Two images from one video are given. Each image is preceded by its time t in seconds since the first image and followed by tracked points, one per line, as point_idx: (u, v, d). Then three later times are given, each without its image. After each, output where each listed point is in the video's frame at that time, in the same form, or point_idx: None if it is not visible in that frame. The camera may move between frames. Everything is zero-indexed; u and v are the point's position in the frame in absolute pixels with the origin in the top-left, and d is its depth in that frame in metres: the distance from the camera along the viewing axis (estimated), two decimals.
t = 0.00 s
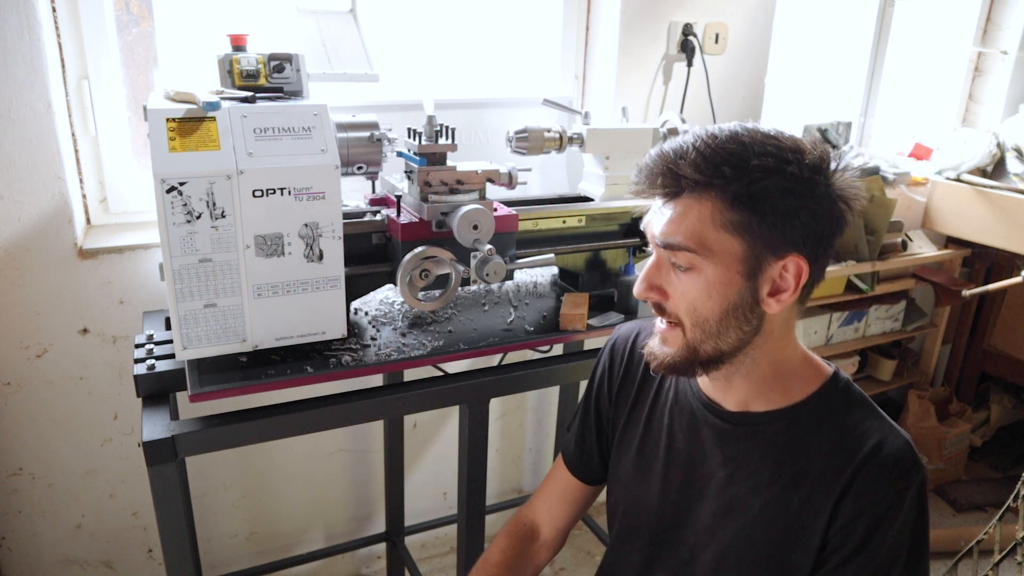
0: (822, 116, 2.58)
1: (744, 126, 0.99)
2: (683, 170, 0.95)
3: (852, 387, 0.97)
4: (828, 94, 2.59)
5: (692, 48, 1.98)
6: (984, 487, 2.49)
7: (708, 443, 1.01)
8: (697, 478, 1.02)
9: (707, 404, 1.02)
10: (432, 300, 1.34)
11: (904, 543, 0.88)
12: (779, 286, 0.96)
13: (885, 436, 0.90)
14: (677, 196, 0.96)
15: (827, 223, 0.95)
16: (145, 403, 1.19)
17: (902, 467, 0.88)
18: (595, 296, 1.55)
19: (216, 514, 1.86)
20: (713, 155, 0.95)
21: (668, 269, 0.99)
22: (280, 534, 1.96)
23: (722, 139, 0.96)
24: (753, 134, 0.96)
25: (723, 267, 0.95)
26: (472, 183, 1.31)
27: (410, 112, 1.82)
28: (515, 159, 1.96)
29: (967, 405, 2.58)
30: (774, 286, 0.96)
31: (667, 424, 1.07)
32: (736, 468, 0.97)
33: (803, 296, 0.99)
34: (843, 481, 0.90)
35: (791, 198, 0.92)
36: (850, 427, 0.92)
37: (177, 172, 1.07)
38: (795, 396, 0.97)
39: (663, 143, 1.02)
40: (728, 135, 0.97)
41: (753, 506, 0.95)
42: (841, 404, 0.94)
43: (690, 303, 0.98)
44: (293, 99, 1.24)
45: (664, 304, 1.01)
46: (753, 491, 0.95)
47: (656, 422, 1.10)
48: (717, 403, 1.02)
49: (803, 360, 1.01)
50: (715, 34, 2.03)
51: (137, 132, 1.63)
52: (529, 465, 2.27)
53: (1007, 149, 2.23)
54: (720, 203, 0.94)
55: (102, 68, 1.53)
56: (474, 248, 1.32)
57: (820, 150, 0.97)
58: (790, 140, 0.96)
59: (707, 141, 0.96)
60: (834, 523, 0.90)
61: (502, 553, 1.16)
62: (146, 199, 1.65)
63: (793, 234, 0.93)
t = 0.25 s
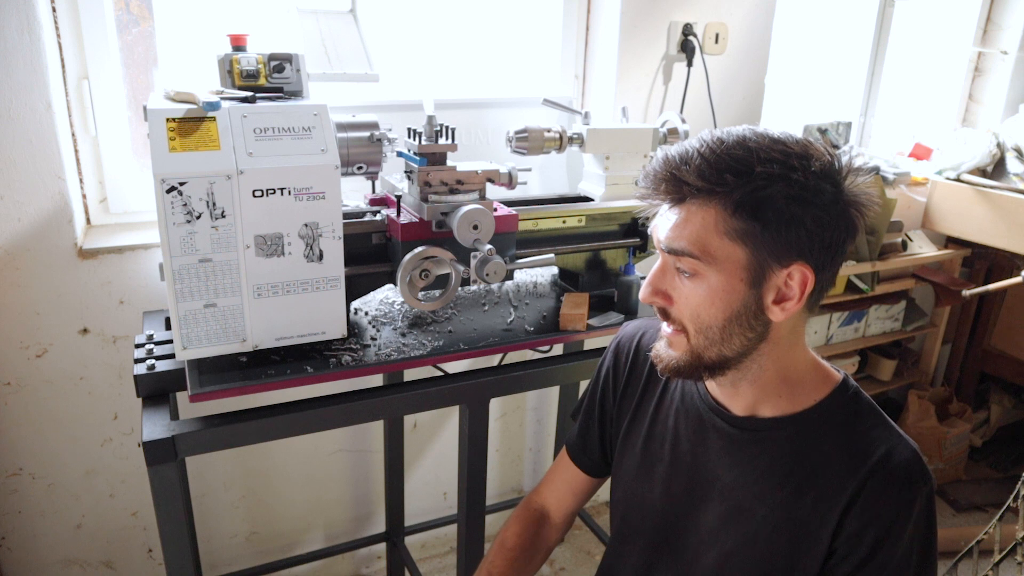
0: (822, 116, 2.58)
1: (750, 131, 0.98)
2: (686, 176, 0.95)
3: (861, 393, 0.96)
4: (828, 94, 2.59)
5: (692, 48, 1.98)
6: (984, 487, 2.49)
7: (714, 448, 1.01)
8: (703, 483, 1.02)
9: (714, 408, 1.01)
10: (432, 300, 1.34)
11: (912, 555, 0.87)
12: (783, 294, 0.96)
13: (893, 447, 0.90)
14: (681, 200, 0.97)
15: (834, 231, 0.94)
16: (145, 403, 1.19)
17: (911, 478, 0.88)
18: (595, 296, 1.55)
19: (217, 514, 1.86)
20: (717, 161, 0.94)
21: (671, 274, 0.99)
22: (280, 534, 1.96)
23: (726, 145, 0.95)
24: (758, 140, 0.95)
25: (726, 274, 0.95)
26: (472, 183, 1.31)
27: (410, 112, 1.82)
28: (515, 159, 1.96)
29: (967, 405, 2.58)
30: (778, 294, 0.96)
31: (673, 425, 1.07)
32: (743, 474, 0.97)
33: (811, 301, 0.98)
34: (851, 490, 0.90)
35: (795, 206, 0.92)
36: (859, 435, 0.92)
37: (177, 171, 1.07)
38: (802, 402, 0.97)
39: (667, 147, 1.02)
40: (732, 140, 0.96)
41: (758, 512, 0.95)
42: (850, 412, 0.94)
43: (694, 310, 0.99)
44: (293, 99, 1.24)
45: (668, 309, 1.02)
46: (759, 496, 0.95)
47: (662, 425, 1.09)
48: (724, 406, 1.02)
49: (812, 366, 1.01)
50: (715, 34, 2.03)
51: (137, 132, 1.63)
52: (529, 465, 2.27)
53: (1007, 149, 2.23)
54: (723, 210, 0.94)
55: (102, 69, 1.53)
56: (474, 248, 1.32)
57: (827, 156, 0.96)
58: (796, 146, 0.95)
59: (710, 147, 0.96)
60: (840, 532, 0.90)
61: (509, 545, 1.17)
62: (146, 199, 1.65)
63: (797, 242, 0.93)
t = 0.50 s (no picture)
0: (822, 116, 2.58)
1: (752, 134, 0.98)
2: (684, 177, 0.96)
3: (863, 396, 0.96)
4: (828, 94, 2.59)
5: (692, 48, 1.98)
6: (984, 487, 2.50)
7: (715, 450, 1.01)
8: (703, 486, 1.02)
9: (716, 411, 1.01)
10: (432, 300, 1.34)
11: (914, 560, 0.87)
12: (780, 298, 0.96)
13: (895, 451, 0.90)
14: (679, 201, 0.97)
15: (834, 236, 0.93)
16: (145, 403, 1.19)
17: (912, 483, 0.88)
18: (595, 296, 1.55)
19: (217, 514, 1.86)
20: (715, 163, 0.95)
21: (669, 274, 0.99)
22: (280, 534, 1.96)
23: (726, 147, 0.95)
24: (759, 142, 0.95)
25: (722, 276, 0.95)
26: (472, 183, 1.31)
27: (410, 112, 1.82)
28: (515, 159, 1.96)
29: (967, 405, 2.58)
30: (775, 298, 0.96)
31: (673, 425, 1.07)
32: (743, 477, 0.97)
33: (813, 306, 0.98)
34: (852, 495, 0.90)
35: (793, 210, 0.91)
36: (860, 440, 0.92)
37: (176, 172, 1.07)
38: (803, 405, 0.97)
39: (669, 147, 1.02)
40: (733, 142, 0.96)
41: (759, 516, 0.95)
42: (851, 415, 0.94)
43: (690, 311, 0.99)
44: (293, 100, 1.24)
45: (666, 310, 1.02)
46: (759, 500, 0.95)
47: (661, 426, 1.09)
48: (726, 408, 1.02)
49: (815, 369, 1.01)
50: (715, 34, 2.03)
51: (137, 132, 1.63)
52: (529, 465, 2.27)
53: (1007, 149, 2.23)
54: (720, 212, 0.94)
55: (102, 69, 1.53)
56: (474, 248, 1.32)
57: (829, 160, 0.95)
58: (797, 149, 0.94)
59: (710, 148, 0.96)
60: (842, 537, 0.90)
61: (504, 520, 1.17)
62: (146, 199, 1.65)
63: (795, 246, 0.92)
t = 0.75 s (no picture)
0: (822, 116, 2.58)
1: (751, 135, 0.97)
2: (677, 179, 0.96)
3: (864, 400, 0.96)
4: (828, 94, 2.60)
5: (692, 48, 1.98)
6: (984, 487, 2.50)
7: (714, 451, 1.00)
8: (701, 487, 1.01)
9: (716, 410, 1.01)
10: (432, 300, 1.34)
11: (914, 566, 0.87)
12: (773, 301, 0.95)
13: (896, 455, 0.90)
14: (674, 203, 0.97)
15: (829, 241, 0.91)
16: (145, 403, 1.19)
17: (913, 488, 0.88)
18: (595, 296, 1.55)
19: (217, 514, 1.86)
20: (708, 165, 0.94)
21: (663, 275, 1.00)
22: (280, 534, 1.96)
23: (721, 150, 0.95)
24: (755, 144, 0.94)
25: (713, 278, 0.96)
26: (472, 183, 1.31)
27: (410, 112, 1.82)
28: (515, 159, 1.96)
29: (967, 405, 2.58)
30: (767, 302, 0.95)
31: (672, 424, 1.07)
32: (742, 479, 0.97)
33: (809, 310, 0.97)
34: (853, 498, 0.90)
35: (784, 213, 0.90)
36: (861, 443, 0.92)
37: (177, 171, 1.07)
38: (802, 407, 0.97)
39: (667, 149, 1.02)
40: (729, 144, 0.96)
41: (759, 518, 0.95)
42: (851, 419, 0.94)
43: (683, 311, 1.00)
44: (293, 99, 1.24)
45: (661, 309, 1.03)
46: (759, 501, 0.95)
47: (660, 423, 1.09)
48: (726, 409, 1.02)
49: (816, 372, 1.00)
50: (715, 34, 2.03)
51: (137, 132, 1.63)
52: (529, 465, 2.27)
53: (1007, 149, 2.23)
54: (711, 214, 0.94)
55: (102, 69, 1.53)
56: (474, 248, 1.32)
57: (826, 164, 0.92)
58: (793, 152, 0.92)
59: (705, 151, 0.96)
60: (841, 540, 0.90)
61: (487, 478, 1.22)
62: (146, 199, 1.65)
63: (786, 250, 0.91)
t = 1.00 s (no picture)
0: (822, 116, 2.58)
1: (742, 135, 0.97)
2: (668, 179, 0.96)
3: (863, 401, 0.96)
4: (828, 94, 2.60)
5: (692, 48, 1.98)
6: (984, 487, 2.50)
7: (712, 451, 1.01)
8: (699, 488, 1.01)
9: (714, 410, 1.02)
10: (432, 300, 1.34)
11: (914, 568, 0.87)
12: (765, 301, 0.95)
13: (894, 456, 0.90)
14: (666, 203, 0.98)
15: (821, 242, 0.90)
16: (145, 403, 1.19)
17: (912, 489, 0.88)
18: (595, 296, 1.55)
19: (216, 514, 1.86)
20: (698, 166, 0.94)
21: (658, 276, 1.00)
22: (280, 534, 1.96)
23: (711, 150, 0.95)
24: (745, 145, 0.94)
25: (706, 278, 0.96)
26: (472, 183, 1.31)
27: (410, 112, 1.82)
28: (515, 159, 1.96)
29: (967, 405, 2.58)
30: (760, 303, 0.95)
31: (671, 423, 1.07)
32: (740, 479, 0.97)
33: (804, 311, 0.97)
34: (850, 499, 0.90)
35: (774, 214, 0.90)
36: (860, 444, 0.92)
37: (176, 171, 1.07)
38: (801, 407, 0.97)
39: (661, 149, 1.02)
40: (721, 145, 0.96)
41: (757, 518, 0.95)
42: (850, 419, 0.94)
43: (678, 312, 1.00)
44: (293, 100, 1.24)
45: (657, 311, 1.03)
46: (757, 502, 0.95)
47: (659, 423, 1.09)
48: (724, 408, 1.02)
49: (815, 372, 1.00)
50: (715, 34, 2.03)
51: (137, 132, 1.63)
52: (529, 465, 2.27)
53: (1007, 149, 2.23)
54: (702, 214, 0.94)
55: (102, 69, 1.53)
56: (474, 248, 1.32)
57: (816, 163, 0.92)
58: (784, 152, 0.92)
59: (696, 151, 0.96)
60: (839, 541, 0.90)
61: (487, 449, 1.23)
62: (146, 198, 1.65)
63: (777, 251, 0.91)
